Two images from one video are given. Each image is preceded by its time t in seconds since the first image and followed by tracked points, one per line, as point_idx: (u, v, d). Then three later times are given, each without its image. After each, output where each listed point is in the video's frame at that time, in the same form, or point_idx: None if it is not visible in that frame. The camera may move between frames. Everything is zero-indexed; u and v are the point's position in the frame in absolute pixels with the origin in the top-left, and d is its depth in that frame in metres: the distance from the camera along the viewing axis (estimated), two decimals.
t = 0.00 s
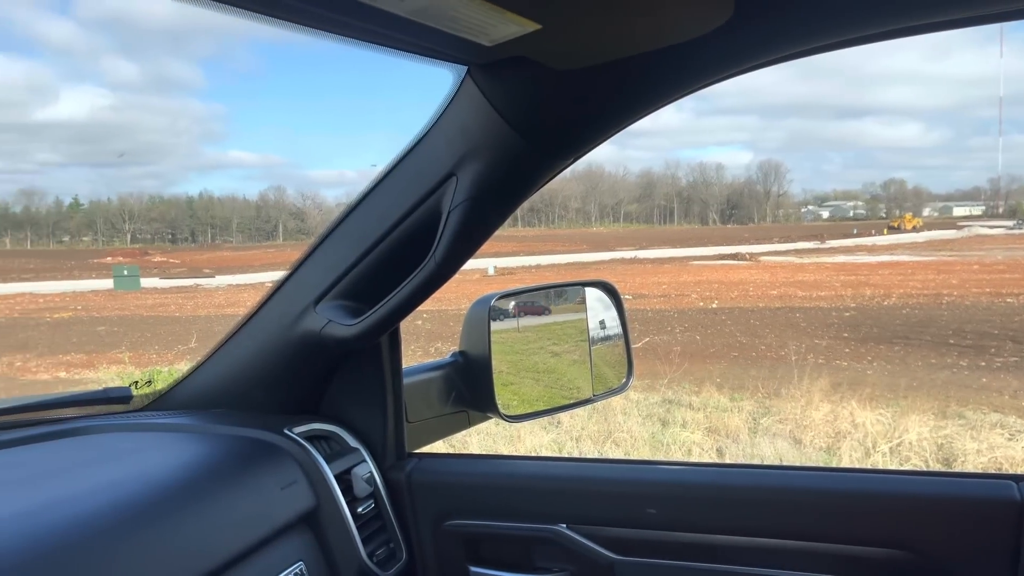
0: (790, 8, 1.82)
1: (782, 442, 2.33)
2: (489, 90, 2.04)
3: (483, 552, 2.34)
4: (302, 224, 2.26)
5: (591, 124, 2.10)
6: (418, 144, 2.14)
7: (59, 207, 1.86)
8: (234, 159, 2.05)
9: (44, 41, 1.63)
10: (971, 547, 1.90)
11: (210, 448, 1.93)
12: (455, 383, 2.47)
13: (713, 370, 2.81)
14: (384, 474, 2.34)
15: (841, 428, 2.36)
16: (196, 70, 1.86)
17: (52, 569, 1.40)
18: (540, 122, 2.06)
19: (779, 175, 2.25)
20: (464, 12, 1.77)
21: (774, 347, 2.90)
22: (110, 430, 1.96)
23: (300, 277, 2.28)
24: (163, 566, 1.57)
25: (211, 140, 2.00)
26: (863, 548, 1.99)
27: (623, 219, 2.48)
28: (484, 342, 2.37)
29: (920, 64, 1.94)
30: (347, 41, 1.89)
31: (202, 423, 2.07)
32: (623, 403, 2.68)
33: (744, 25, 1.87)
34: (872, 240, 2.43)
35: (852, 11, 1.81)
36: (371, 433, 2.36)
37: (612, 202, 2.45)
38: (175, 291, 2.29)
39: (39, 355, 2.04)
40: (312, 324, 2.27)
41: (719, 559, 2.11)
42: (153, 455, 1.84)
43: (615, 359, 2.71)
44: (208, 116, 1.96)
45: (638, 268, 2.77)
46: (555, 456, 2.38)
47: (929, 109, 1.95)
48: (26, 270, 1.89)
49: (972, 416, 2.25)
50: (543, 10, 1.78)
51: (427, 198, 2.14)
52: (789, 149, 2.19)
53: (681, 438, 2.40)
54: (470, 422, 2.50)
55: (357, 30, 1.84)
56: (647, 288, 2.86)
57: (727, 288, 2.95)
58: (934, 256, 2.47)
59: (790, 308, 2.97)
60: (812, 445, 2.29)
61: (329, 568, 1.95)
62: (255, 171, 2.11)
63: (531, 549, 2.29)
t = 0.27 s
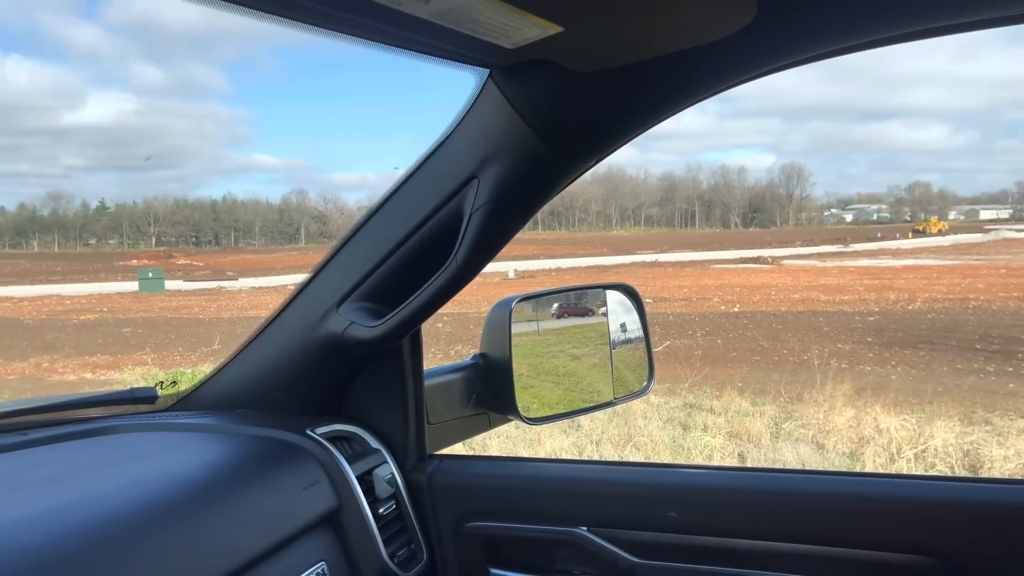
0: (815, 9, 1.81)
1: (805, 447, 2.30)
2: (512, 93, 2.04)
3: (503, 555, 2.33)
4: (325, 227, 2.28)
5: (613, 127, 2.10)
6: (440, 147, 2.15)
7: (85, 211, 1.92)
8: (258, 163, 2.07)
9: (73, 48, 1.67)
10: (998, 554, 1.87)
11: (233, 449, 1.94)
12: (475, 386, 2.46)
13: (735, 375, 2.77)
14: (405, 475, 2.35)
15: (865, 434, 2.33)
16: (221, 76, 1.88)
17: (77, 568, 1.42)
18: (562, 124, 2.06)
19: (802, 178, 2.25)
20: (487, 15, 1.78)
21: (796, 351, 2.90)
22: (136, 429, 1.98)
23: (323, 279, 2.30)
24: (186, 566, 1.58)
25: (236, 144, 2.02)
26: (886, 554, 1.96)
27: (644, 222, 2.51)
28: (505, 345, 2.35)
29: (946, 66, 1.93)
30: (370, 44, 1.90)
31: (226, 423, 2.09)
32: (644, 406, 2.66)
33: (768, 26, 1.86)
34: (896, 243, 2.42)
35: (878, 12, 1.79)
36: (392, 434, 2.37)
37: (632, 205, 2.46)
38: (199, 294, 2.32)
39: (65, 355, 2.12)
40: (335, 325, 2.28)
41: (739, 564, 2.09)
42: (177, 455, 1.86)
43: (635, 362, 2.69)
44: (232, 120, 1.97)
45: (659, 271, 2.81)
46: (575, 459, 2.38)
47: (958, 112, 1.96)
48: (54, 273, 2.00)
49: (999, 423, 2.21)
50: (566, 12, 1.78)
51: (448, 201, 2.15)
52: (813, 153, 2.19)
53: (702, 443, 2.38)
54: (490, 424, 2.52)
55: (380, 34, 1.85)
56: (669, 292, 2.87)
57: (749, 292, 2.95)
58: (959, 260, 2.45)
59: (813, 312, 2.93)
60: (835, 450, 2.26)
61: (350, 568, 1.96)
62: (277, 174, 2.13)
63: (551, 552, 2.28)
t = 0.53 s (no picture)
0: (837, 12, 1.79)
1: (825, 453, 2.28)
2: (530, 97, 2.04)
3: (520, 558, 2.32)
4: (345, 231, 2.30)
5: (633, 131, 2.10)
6: (459, 151, 2.16)
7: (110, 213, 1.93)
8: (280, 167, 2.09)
9: (99, 53, 1.69)
10: None
11: (253, 450, 1.96)
12: (494, 389, 2.48)
13: (756, 378, 2.80)
14: (423, 477, 2.35)
15: (887, 441, 2.30)
16: (244, 80, 1.90)
17: (99, 567, 1.44)
18: (581, 128, 2.06)
19: (824, 182, 2.24)
20: (506, 20, 1.79)
21: (818, 357, 2.88)
22: (158, 430, 2.01)
23: (342, 282, 2.32)
24: (206, 566, 1.59)
25: (258, 148, 2.04)
26: (908, 562, 1.93)
27: (663, 226, 2.49)
28: (523, 348, 2.36)
29: (971, 68, 1.90)
30: (390, 49, 1.92)
31: (247, 425, 2.11)
32: (662, 411, 2.65)
33: (790, 29, 1.84)
34: (920, 248, 2.40)
35: (901, 15, 1.77)
36: (411, 436, 2.36)
37: (652, 209, 2.45)
38: (220, 296, 2.36)
39: (89, 357, 2.18)
40: (355, 328, 2.29)
41: (758, 570, 2.07)
42: (199, 455, 1.88)
43: (653, 367, 2.68)
44: (256, 124, 2.00)
45: (679, 276, 2.80)
46: (593, 463, 2.37)
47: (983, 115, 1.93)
48: (79, 275, 2.05)
49: None
50: (585, 16, 1.78)
51: (467, 205, 2.16)
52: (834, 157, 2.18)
53: (721, 448, 2.37)
54: (509, 427, 2.52)
55: (400, 39, 1.87)
56: (689, 296, 2.88)
57: (769, 296, 2.91)
58: (984, 266, 2.42)
59: (834, 317, 2.98)
60: (857, 456, 2.23)
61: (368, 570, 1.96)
62: (298, 178, 2.15)
63: (568, 556, 2.27)
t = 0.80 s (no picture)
0: (857, 16, 1.78)
1: (844, 459, 2.26)
2: (548, 101, 2.05)
3: (535, 561, 2.32)
4: (361, 234, 2.32)
5: (650, 134, 2.10)
6: (476, 154, 2.16)
7: (130, 216, 1.95)
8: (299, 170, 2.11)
9: (121, 57, 1.71)
10: None
11: (270, 451, 1.97)
12: (510, 392, 2.48)
13: (772, 385, 2.74)
14: (439, 480, 2.36)
15: (906, 447, 2.28)
16: (263, 84, 1.91)
17: (118, 567, 1.44)
18: (599, 132, 2.06)
19: (842, 186, 2.20)
20: (525, 25, 1.79)
21: (835, 362, 2.83)
22: (177, 430, 2.02)
23: (359, 284, 2.33)
24: (224, 566, 1.60)
25: (276, 151, 2.06)
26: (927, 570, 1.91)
27: (680, 230, 2.46)
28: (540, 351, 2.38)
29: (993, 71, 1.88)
30: (409, 54, 1.92)
31: (265, 426, 2.12)
32: (678, 416, 2.67)
33: (809, 33, 1.83)
34: (940, 253, 2.38)
35: (922, 19, 1.76)
36: (428, 438, 2.38)
37: (669, 213, 2.44)
38: (238, 299, 2.37)
39: (109, 358, 2.19)
40: (372, 331, 2.30)
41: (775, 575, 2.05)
42: (218, 456, 1.89)
43: (670, 371, 2.73)
44: (274, 128, 2.02)
45: (697, 280, 2.77)
46: (608, 467, 2.36)
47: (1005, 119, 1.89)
48: (99, 277, 2.04)
49: None
50: (604, 21, 1.78)
51: (484, 208, 2.17)
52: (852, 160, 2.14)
53: (738, 454, 2.36)
54: (525, 430, 2.53)
55: (418, 44, 1.87)
56: (707, 300, 2.86)
57: (786, 302, 2.88)
58: (1005, 271, 2.40)
59: (853, 323, 2.89)
60: (876, 462, 2.21)
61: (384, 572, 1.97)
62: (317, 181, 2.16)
63: (584, 560, 2.25)
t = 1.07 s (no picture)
0: (877, 19, 1.76)
1: (862, 465, 2.24)
2: (564, 105, 2.05)
3: (551, 565, 2.31)
4: (378, 237, 2.32)
5: (668, 138, 2.09)
6: (493, 158, 2.16)
7: (148, 219, 1.98)
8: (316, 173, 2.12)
9: (141, 61, 1.73)
10: None
11: (287, 452, 1.98)
12: (525, 396, 2.48)
13: (790, 390, 2.73)
14: (454, 483, 2.36)
15: (926, 454, 2.25)
16: (281, 88, 1.92)
17: (135, 566, 1.45)
18: (615, 135, 2.05)
19: (861, 189, 2.19)
20: (541, 29, 1.78)
21: (854, 366, 2.81)
22: (194, 432, 2.03)
23: (376, 288, 2.34)
24: (240, 567, 1.60)
25: (293, 155, 2.07)
26: None
27: (697, 234, 2.47)
28: (554, 355, 2.37)
29: (1016, 74, 1.86)
30: (426, 57, 1.93)
31: (281, 428, 2.13)
32: (695, 420, 2.64)
33: (828, 36, 1.82)
34: (961, 258, 2.36)
35: (943, 21, 1.74)
36: (443, 441, 2.38)
37: (686, 217, 2.43)
38: (255, 301, 2.39)
39: (128, 360, 2.22)
40: (388, 334, 2.31)
41: None
42: (235, 458, 1.91)
43: (687, 376, 2.68)
44: (292, 132, 2.02)
45: (714, 284, 2.74)
46: (624, 472, 2.35)
47: None
48: (118, 279, 2.08)
49: None
50: (620, 25, 1.78)
51: (500, 212, 2.17)
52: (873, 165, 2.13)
53: (755, 459, 2.32)
54: (539, 434, 2.52)
55: (435, 48, 1.88)
56: (724, 305, 2.83)
57: (804, 305, 2.89)
58: None
59: (872, 328, 2.84)
60: (895, 469, 2.19)
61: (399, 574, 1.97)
62: (334, 185, 2.18)
63: (599, 565, 2.25)
